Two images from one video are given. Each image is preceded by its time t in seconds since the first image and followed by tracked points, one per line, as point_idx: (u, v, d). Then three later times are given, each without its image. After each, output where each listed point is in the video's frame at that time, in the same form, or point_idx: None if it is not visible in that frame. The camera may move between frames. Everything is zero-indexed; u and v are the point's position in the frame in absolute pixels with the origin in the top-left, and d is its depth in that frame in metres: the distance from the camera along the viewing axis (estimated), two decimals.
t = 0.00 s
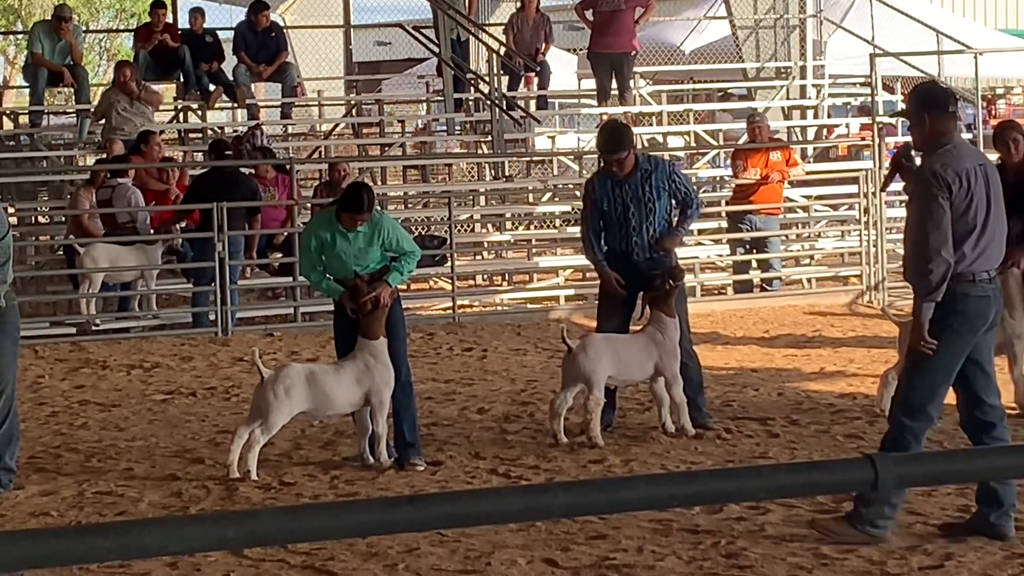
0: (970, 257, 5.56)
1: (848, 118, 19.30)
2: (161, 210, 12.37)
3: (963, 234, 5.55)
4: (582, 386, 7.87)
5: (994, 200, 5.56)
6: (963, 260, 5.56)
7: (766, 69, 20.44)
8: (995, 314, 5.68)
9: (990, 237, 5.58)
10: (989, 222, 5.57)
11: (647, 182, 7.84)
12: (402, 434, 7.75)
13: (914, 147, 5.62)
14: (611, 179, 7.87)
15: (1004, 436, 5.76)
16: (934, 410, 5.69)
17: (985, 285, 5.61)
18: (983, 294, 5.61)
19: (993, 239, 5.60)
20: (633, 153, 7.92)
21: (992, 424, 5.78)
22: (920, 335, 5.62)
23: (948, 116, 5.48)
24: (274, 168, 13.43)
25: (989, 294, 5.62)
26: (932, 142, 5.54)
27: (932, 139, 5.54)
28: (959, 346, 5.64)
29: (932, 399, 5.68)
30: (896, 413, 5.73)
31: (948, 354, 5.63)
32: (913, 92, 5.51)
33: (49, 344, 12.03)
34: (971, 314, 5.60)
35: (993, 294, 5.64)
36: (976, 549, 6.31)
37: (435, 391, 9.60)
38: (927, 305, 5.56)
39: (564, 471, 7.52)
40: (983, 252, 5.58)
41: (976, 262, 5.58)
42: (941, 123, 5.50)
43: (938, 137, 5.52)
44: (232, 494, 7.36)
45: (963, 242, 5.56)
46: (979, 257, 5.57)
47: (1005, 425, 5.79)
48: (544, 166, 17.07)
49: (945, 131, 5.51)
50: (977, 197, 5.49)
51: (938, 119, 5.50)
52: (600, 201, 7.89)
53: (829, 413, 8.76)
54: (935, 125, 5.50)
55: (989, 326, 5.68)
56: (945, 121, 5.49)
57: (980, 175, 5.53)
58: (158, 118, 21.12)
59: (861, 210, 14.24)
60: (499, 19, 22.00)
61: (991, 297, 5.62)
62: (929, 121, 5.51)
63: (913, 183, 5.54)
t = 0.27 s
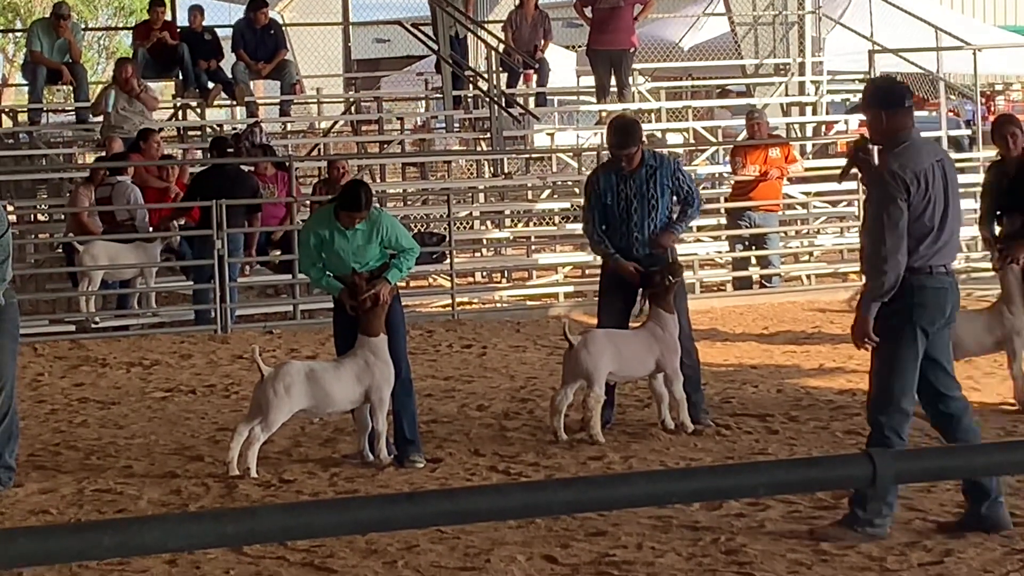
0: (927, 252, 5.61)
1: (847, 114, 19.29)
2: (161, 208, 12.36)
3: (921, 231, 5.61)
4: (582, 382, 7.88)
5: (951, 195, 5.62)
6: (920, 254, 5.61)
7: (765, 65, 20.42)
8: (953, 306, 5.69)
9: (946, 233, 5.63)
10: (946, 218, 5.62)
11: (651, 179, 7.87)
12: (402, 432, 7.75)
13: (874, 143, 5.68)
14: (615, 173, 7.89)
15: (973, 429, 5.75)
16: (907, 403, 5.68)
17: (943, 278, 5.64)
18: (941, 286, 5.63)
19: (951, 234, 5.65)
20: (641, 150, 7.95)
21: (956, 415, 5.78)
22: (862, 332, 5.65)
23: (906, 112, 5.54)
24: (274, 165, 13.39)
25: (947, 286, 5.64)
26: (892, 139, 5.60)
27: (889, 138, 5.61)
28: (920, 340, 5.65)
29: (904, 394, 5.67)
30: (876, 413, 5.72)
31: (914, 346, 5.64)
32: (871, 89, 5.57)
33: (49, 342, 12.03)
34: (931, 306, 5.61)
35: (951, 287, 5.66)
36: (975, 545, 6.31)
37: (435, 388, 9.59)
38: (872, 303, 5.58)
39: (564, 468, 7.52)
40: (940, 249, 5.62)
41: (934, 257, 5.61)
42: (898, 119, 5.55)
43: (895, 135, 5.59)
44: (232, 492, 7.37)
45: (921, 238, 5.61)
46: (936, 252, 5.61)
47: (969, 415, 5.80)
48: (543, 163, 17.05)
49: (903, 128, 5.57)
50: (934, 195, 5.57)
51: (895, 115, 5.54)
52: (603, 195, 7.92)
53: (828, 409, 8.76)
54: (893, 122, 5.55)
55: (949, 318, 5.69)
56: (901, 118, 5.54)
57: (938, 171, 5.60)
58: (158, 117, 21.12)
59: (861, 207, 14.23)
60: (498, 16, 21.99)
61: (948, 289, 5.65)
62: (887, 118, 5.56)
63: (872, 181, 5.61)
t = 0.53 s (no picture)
0: (894, 251, 5.63)
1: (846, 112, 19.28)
2: (160, 207, 12.35)
3: (887, 230, 5.61)
4: (583, 380, 7.88)
5: (918, 198, 5.64)
6: (884, 254, 5.64)
7: (764, 63, 20.40)
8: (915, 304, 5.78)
9: (913, 233, 5.64)
10: (913, 218, 5.63)
11: (662, 175, 7.89)
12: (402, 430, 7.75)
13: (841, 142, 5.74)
14: (629, 167, 7.94)
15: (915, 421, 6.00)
16: (885, 399, 5.75)
17: (909, 277, 5.69)
18: (907, 285, 5.68)
19: (918, 234, 5.66)
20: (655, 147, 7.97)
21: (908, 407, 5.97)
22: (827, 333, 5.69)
23: (873, 110, 5.60)
24: (271, 164, 13.39)
25: (913, 284, 5.69)
26: (859, 138, 5.66)
27: (856, 136, 5.65)
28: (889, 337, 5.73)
29: (880, 390, 5.75)
30: (856, 413, 5.79)
31: (884, 344, 5.71)
32: (838, 87, 5.63)
33: (48, 340, 12.03)
34: (897, 305, 5.67)
35: (917, 286, 5.71)
36: (975, 543, 6.31)
37: (434, 387, 9.59)
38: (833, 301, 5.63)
39: (563, 466, 7.52)
40: (905, 249, 5.64)
41: (900, 257, 5.65)
42: (866, 118, 5.61)
43: (863, 132, 5.64)
44: (231, 491, 7.36)
45: (888, 236, 5.62)
46: (902, 252, 5.64)
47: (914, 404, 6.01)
48: (542, 161, 17.03)
49: (870, 127, 5.62)
50: (902, 195, 5.59)
51: (863, 115, 5.60)
52: (615, 188, 7.97)
53: (827, 407, 8.76)
54: (860, 120, 5.62)
55: (913, 315, 5.76)
56: (869, 116, 5.60)
57: (905, 171, 5.63)
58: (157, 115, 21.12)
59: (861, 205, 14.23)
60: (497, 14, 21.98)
61: (914, 287, 5.70)
62: (855, 116, 5.62)
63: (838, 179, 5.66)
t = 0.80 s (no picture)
0: (876, 251, 5.62)
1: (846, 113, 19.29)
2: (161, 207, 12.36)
3: (867, 229, 5.62)
4: (585, 381, 7.88)
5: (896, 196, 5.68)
6: (865, 254, 5.62)
7: (765, 63, 20.41)
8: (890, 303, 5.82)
9: (892, 232, 5.66)
10: (891, 218, 5.66)
11: (647, 176, 7.92)
12: (403, 430, 7.76)
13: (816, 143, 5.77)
14: (613, 172, 7.95)
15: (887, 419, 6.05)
16: (875, 398, 5.73)
17: (890, 277, 5.70)
18: (888, 285, 5.69)
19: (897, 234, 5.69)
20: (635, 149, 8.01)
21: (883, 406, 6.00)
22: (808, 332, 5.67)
23: (849, 109, 5.66)
24: (271, 164, 13.33)
25: (892, 284, 5.71)
26: (834, 139, 5.71)
27: (833, 135, 5.70)
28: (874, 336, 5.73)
29: (869, 389, 5.72)
30: (846, 415, 5.75)
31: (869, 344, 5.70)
32: (813, 88, 5.69)
33: (50, 340, 12.03)
34: (883, 305, 5.68)
35: (895, 286, 5.74)
36: (976, 543, 6.32)
37: (435, 387, 9.59)
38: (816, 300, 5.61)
39: (564, 466, 7.53)
40: (886, 248, 5.64)
41: (882, 256, 5.64)
42: (842, 117, 5.67)
43: (840, 131, 5.69)
44: (233, 491, 7.37)
45: (870, 235, 5.62)
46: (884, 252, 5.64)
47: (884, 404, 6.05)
48: (543, 161, 17.04)
49: (846, 126, 5.68)
50: (879, 194, 5.63)
51: (841, 113, 5.66)
52: (602, 195, 7.96)
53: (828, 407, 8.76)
54: (837, 120, 5.67)
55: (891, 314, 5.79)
56: (846, 115, 5.66)
57: (881, 170, 5.67)
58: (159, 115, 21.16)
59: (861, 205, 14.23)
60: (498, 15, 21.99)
61: (893, 286, 5.74)
62: (831, 115, 5.67)
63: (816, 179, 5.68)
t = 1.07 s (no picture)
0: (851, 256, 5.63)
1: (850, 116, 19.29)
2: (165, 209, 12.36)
3: (842, 235, 5.64)
4: (588, 383, 7.88)
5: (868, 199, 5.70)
6: (840, 260, 5.63)
7: (770, 66, 20.40)
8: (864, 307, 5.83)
9: (866, 236, 5.68)
10: (865, 222, 5.68)
11: (646, 181, 7.89)
12: (407, 432, 7.76)
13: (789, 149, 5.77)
14: (613, 177, 7.90)
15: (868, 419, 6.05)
16: (858, 400, 5.71)
17: (864, 281, 5.72)
18: (864, 289, 5.70)
19: (871, 239, 5.71)
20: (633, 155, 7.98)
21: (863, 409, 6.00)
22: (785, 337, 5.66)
23: (824, 115, 5.63)
24: (268, 165, 13.10)
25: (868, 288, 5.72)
26: (808, 144, 5.70)
27: (805, 141, 5.70)
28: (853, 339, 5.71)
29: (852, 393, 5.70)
30: (832, 420, 5.72)
31: (850, 347, 5.68)
32: (787, 94, 5.67)
33: (53, 342, 12.04)
34: (860, 309, 5.68)
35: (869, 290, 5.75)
36: (980, 546, 6.31)
37: (439, 389, 9.59)
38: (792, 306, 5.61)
39: (568, 469, 7.52)
40: (860, 253, 5.66)
41: (856, 260, 5.66)
42: (818, 123, 5.64)
43: (812, 137, 5.68)
44: (236, 492, 7.37)
45: (845, 239, 5.63)
46: (858, 257, 5.66)
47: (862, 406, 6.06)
48: (547, 163, 17.04)
49: (821, 131, 5.66)
50: (853, 199, 5.65)
51: (812, 118, 5.63)
52: (602, 200, 7.89)
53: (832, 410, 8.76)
54: (810, 125, 5.65)
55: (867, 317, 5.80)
56: (821, 121, 5.63)
57: (855, 175, 5.69)
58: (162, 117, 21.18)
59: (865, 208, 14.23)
60: (502, 17, 21.99)
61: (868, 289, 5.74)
62: (804, 121, 5.65)
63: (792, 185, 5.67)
